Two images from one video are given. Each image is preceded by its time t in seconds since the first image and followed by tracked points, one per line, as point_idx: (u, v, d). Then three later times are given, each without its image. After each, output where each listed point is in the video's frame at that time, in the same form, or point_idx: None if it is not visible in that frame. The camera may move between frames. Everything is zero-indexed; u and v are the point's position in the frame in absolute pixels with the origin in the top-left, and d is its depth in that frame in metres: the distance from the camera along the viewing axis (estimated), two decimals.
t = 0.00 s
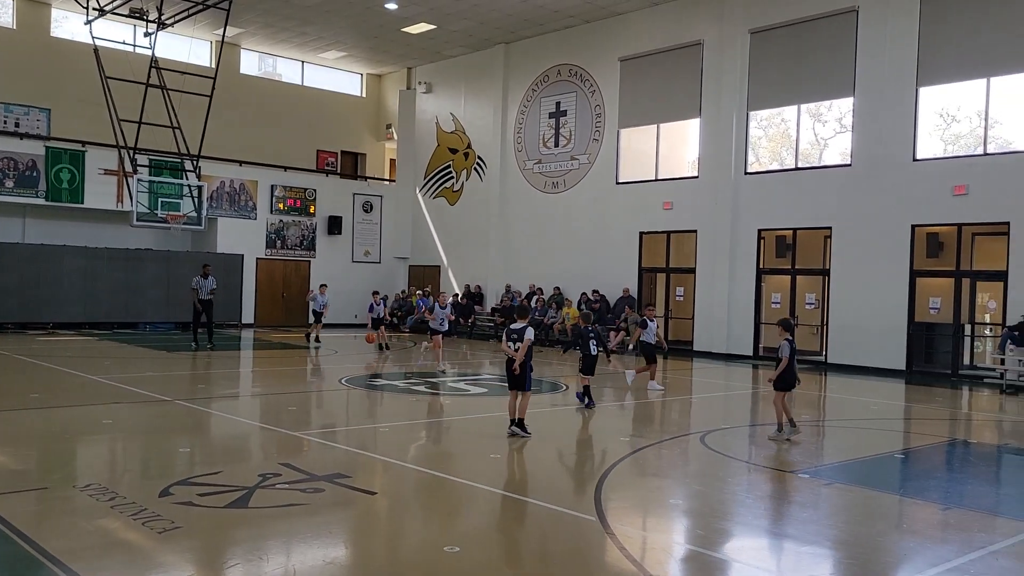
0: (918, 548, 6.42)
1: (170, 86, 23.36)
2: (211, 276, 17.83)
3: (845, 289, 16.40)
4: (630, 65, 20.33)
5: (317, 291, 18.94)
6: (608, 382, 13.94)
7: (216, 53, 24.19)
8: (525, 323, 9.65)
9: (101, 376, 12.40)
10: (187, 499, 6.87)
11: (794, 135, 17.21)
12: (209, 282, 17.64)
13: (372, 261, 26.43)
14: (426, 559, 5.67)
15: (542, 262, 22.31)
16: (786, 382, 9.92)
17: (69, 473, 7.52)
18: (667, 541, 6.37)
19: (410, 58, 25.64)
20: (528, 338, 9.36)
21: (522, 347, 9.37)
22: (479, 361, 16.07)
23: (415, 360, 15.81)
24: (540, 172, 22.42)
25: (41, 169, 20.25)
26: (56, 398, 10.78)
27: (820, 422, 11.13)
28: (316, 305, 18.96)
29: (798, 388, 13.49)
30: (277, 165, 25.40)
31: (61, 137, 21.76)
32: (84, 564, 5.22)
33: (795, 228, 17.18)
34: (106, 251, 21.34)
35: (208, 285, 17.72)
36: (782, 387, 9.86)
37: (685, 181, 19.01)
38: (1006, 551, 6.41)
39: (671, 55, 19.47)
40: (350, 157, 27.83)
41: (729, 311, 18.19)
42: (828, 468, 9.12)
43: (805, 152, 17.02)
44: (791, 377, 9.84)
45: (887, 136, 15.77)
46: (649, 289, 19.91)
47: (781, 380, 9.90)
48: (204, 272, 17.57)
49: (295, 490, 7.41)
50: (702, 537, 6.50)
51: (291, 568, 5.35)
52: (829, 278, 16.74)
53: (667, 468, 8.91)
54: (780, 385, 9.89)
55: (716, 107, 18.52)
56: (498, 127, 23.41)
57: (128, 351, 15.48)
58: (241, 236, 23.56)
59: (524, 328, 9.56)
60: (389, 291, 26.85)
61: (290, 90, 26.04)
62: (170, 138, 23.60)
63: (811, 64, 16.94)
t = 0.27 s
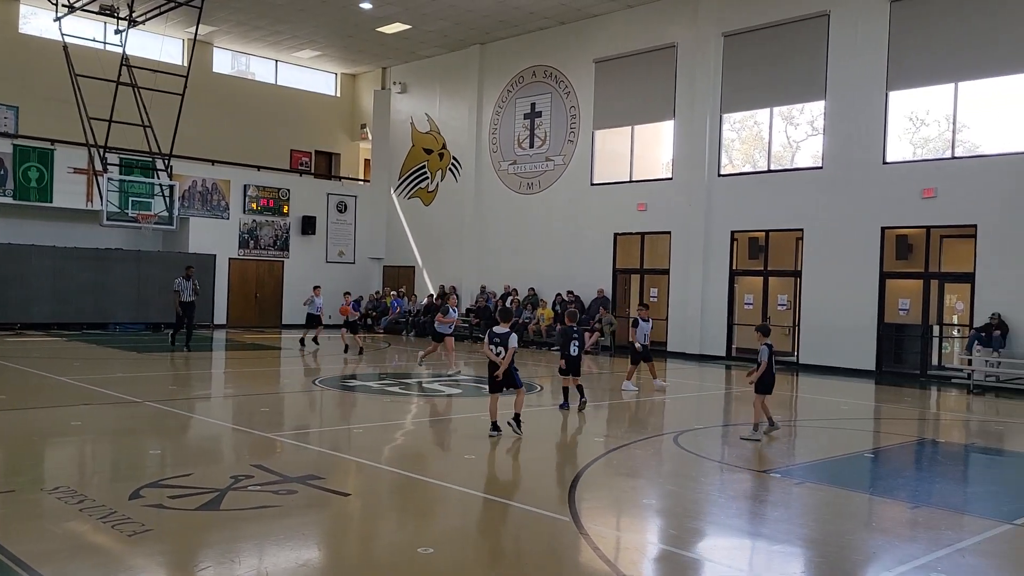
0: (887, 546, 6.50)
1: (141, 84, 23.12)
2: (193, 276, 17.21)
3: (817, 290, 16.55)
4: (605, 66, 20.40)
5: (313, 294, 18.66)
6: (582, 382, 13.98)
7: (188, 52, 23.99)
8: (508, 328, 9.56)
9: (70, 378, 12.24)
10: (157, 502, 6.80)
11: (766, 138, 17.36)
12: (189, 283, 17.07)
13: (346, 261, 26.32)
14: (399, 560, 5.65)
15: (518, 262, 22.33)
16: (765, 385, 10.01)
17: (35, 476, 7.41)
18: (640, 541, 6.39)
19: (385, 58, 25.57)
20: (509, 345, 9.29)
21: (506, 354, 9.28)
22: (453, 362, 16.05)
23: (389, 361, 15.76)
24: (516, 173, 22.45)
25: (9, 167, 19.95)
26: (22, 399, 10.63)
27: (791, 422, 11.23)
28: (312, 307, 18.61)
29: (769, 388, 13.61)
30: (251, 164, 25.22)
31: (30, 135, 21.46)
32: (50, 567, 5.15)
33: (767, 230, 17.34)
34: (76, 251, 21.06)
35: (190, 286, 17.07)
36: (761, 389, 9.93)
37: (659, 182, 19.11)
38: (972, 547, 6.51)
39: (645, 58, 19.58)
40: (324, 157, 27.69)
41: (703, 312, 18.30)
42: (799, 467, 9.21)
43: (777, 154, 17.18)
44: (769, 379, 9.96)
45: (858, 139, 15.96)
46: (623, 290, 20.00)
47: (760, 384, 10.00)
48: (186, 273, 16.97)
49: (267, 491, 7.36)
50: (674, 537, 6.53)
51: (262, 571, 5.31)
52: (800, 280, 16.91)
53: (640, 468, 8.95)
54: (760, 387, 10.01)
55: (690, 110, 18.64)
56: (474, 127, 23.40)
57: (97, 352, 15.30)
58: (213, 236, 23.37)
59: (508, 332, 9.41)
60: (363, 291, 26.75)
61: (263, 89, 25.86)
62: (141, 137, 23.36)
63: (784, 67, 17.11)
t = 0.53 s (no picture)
0: (859, 545, 6.56)
1: (114, 83, 22.88)
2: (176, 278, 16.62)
3: (791, 291, 16.69)
4: (582, 68, 20.45)
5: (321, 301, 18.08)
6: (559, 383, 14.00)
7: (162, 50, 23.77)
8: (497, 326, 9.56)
9: (40, 379, 12.07)
10: (130, 505, 6.73)
11: (741, 140, 17.50)
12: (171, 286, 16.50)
13: (322, 262, 26.18)
14: (374, 561, 5.64)
15: (495, 263, 22.32)
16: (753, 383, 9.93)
17: (4, 479, 7.30)
18: (616, 541, 6.41)
19: (362, 57, 25.48)
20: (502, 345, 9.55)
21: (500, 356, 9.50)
22: (430, 363, 16.01)
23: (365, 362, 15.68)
24: (492, 174, 22.44)
25: None
26: None
27: (767, 422, 11.31)
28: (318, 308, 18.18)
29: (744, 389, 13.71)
30: (226, 164, 25.03)
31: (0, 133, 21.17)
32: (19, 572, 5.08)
33: (743, 232, 17.47)
34: (47, 250, 20.78)
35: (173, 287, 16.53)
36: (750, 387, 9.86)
37: (636, 184, 19.19)
38: (942, 545, 6.59)
39: (621, 60, 19.66)
40: (300, 156, 27.54)
41: (679, 313, 18.39)
42: (774, 467, 9.28)
43: (752, 156, 17.31)
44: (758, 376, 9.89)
45: (832, 141, 16.12)
46: (600, 292, 20.10)
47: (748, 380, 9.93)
48: (168, 273, 16.51)
49: (242, 494, 7.31)
50: (650, 537, 6.56)
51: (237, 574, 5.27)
52: (775, 281, 17.11)
53: (617, 469, 8.97)
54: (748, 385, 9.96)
55: (666, 111, 18.73)
56: (451, 128, 23.37)
57: (69, 353, 15.09)
58: (187, 236, 23.18)
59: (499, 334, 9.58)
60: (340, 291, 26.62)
61: (238, 88, 25.68)
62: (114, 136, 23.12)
63: (759, 70, 17.25)
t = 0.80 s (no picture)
0: (825, 542, 6.64)
1: (79, 80, 22.55)
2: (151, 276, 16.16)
3: (760, 291, 16.85)
4: (553, 68, 20.49)
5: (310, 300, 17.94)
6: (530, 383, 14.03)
7: (129, 47, 23.47)
8: (477, 328, 9.41)
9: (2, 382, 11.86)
10: (94, 508, 6.63)
11: (710, 141, 17.64)
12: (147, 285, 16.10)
13: (292, 262, 26.00)
14: (344, 563, 5.61)
15: (466, 263, 22.30)
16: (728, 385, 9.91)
17: None
18: (587, 541, 6.43)
19: (332, 56, 25.35)
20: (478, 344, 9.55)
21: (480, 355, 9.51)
22: (401, 363, 15.97)
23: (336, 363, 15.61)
24: (463, 174, 22.43)
25: None
26: None
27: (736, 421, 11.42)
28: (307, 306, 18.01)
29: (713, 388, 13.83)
30: (194, 163, 24.78)
31: None
32: None
33: (712, 232, 17.60)
34: (9, 249, 20.33)
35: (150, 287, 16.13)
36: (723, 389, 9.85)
37: (606, 184, 19.26)
38: (906, 542, 6.68)
39: (591, 61, 19.74)
40: (269, 156, 27.35)
41: (649, 313, 18.50)
42: (743, 466, 9.35)
43: (721, 157, 17.45)
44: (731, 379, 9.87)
45: (799, 143, 16.30)
46: (570, 292, 20.16)
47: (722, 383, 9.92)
48: (143, 273, 16.10)
49: (210, 496, 7.24)
50: (621, 536, 6.59)
51: None
52: (743, 282, 17.20)
53: (588, 469, 8.98)
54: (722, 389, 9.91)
55: (636, 112, 18.83)
56: (422, 127, 23.31)
57: (31, 354, 14.85)
58: (155, 236, 22.91)
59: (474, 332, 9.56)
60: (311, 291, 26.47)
61: (206, 86, 25.44)
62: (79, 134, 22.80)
63: (727, 72, 17.40)
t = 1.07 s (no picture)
0: (777, 534, 6.74)
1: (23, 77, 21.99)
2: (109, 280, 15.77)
3: (713, 287, 17.06)
4: (509, 66, 20.51)
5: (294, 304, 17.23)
6: (487, 381, 14.05)
7: (75, 43, 22.95)
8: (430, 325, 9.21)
9: None
10: (41, 515, 6.47)
11: (664, 139, 17.82)
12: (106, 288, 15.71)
13: (246, 262, 25.68)
14: (300, 565, 5.56)
15: (423, 262, 22.23)
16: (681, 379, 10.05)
17: None
18: (545, 538, 6.45)
19: (284, 53, 25.08)
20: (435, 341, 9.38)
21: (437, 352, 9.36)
22: (357, 363, 15.88)
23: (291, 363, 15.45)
24: (419, 172, 22.37)
25: None
26: None
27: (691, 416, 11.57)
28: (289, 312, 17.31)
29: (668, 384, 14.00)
30: (143, 161, 24.34)
31: None
32: None
33: (666, 230, 17.78)
34: None
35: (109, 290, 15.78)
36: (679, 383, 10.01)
37: (561, 182, 19.34)
38: (856, 532, 6.81)
39: (546, 59, 19.81)
40: (221, 154, 26.99)
41: (605, 310, 18.65)
42: (699, 460, 9.47)
43: (675, 155, 17.63)
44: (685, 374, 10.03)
45: (750, 141, 16.54)
46: (527, 289, 20.21)
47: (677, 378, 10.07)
48: (102, 275, 15.72)
49: (163, 500, 7.11)
50: (579, 533, 6.62)
51: None
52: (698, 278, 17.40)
53: (546, 466, 9.01)
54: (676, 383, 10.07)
55: (591, 110, 18.94)
56: (377, 126, 23.20)
57: None
58: (104, 236, 22.48)
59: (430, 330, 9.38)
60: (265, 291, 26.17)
61: (155, 83, 24.97)
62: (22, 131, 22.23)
63: (680, 70, 17.59)
